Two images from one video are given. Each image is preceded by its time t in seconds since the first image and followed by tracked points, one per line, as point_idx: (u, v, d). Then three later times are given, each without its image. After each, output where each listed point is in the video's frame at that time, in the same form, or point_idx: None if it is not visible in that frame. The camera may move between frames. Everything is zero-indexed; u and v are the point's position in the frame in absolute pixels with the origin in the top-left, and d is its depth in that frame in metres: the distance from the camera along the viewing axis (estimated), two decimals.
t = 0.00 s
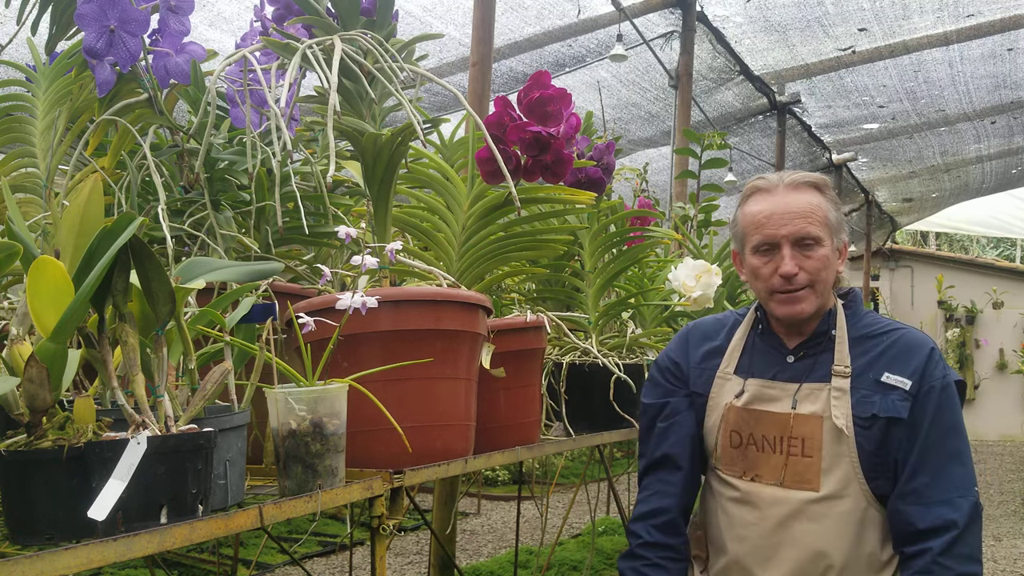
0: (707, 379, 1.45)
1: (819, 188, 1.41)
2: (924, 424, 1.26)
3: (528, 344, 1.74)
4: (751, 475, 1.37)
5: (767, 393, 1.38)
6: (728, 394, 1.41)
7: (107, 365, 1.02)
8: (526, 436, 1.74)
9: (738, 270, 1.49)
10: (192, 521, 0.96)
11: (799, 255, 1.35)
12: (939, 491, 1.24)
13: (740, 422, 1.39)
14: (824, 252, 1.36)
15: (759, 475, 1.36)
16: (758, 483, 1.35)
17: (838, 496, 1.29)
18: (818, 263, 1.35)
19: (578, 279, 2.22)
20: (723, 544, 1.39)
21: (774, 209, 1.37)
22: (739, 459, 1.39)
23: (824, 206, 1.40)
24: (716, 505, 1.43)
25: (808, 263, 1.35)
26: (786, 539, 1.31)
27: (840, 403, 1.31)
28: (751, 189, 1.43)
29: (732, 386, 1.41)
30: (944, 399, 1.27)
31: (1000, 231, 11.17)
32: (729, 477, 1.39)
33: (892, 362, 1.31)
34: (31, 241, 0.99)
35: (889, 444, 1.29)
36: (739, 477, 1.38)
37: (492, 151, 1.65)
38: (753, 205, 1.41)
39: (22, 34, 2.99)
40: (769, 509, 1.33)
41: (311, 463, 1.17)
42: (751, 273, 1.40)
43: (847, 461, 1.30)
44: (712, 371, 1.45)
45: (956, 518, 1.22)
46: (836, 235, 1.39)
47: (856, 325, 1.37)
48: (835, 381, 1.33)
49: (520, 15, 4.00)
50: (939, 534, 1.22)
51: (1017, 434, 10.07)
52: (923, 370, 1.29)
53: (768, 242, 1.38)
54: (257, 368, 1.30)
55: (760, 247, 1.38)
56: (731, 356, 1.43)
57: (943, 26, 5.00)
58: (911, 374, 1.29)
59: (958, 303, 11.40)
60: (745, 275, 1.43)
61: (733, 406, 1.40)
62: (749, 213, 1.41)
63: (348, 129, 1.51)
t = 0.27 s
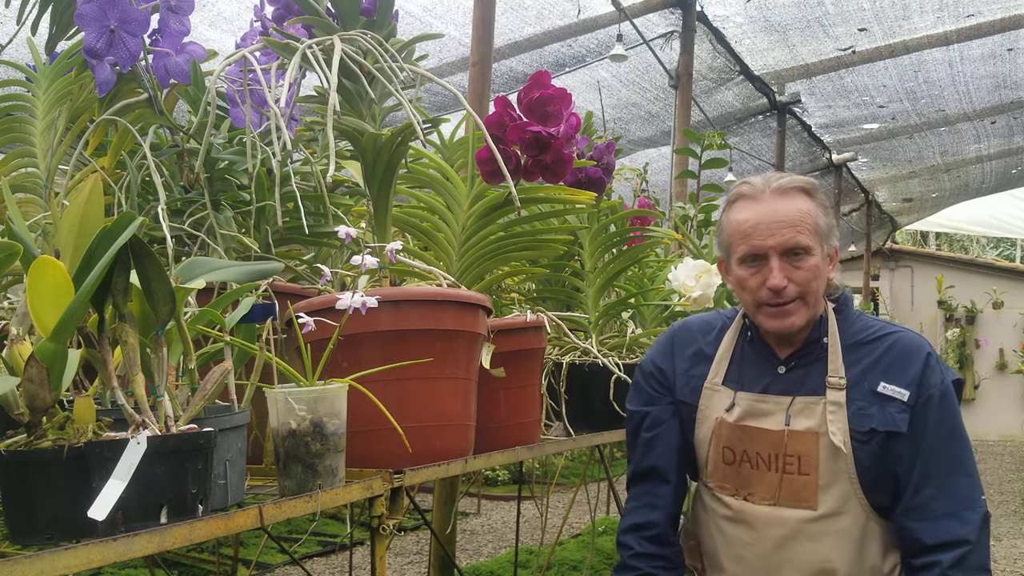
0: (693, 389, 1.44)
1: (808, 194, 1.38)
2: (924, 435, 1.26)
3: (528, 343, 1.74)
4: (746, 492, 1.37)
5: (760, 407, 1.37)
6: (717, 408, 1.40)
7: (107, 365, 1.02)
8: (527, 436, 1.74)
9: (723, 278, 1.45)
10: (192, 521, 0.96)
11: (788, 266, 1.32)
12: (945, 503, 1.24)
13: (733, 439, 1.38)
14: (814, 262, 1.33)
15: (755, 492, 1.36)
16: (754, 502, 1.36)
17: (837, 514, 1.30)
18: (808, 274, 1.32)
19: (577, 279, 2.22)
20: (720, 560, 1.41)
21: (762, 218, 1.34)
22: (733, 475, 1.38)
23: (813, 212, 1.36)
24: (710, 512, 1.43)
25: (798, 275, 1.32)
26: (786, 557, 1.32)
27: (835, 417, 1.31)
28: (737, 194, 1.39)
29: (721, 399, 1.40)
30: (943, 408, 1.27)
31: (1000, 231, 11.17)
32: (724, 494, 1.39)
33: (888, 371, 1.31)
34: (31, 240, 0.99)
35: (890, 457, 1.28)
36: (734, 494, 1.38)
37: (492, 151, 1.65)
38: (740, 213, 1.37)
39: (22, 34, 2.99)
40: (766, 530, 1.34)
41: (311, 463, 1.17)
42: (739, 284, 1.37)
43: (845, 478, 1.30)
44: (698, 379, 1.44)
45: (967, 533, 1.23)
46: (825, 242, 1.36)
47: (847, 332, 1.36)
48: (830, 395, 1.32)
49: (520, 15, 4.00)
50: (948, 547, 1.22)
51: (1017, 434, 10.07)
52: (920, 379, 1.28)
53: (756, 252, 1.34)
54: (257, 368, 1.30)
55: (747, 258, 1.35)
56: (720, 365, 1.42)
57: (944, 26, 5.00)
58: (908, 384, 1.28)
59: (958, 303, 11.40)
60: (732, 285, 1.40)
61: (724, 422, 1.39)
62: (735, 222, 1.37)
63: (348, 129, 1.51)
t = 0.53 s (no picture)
0: (687, 401, 1.43)
1: (802, 205, 1.35)
2: (928, 447, 1.26)
3: (528, 343, 1.74)
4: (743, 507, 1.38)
5: (756, 422, 1.37)
6: (713, 422, 1.40)
7: (107, 365, 1.02)
8: (527, 436, 1.74)
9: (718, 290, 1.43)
10: (192, 521, 0.96)
11: (785, 281, 1.30)
12: (952, 517, 1.24)
13: (728, 454, 1.38)
14: (811, 277, 1.31)
15: (752, 508, 1.37)
16: (752, 518, 1.36)
17: (838, 530, 1.31)
18: (804, 289, 1.30)
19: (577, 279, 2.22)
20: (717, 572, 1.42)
21: (756, 233, 1.31)
22: (730, 490, 1.38)
23: (809, 225, 1.34)
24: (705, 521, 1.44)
25: (795, 290, 1.30)
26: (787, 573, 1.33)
27: (833, 431, 1.31)
28: (731, 206, 1.37)
29: (717, 413, 1.40)
30: (945, 417, 1.27)
31: (1000, 231, 11.17)
32: (721, 508, 1.39)
33: (886, 382, 1.30)
34: (31, 241, 0.99)
35: (891, 471, 1.29)
36: (730, 509, 1.39)
37: (492, 151, 1.65)
38: (734, 226, 1.35)
39: (22, 34, 2.99)
40: (766, 547, 1.34)
41: (311, 463, 1.17)
42: (733, 299, 1.35)
43: (845, 494, 1.30)
44: (691, 392, 1.44)
45: (977, 547, 1.22)
46: (822, 255, 1.34)
47: (844, 341, 1.36)
48: (827, 410, 1.32)
49: (520, 15, 4.00)
50: (957, 562, 1.22)
51: (1017, 434, 10.07)
52: (920, 389, 1.28)
53: (751, 267, 1.32)
54: (257, 368, 1.30)
55: (741, 273, 1.32)
56: (713, 378, 1.42)
57: (944, 26, 5.00)
58: (908, 396, 1.28)
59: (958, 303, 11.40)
60: (726, 299, 1.38)
61: (720, 437, 1.38)
62: (730, 235, 1.34)
63: (348, 129, 1.51)
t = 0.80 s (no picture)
0: (685, 409, 1.44)
1: (798, 212, 1.34)
2: (930, 456, 1.25)
3: (529, 343, 1.74)
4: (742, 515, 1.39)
5: (755, 431, 1.37)
6: (711, 430, 1.41)
7: (107, 365, 1.02)
8: (527, 436, 1.74)
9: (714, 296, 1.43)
10: (192, 521, 0.96)
11: (782, 291, 1.29)
12: (956, 526, 1.23)
13: (728, 463, 1.39)
14: (808, 286, 1.30)
15: (751, 517, 1.38)
16: (751, 526, 1.37)
17: (838, 539, 1.32)
18: (802, 299, 1.29)
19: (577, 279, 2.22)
20: None
21: (752, 243, 1.31)
22: (730, 499, 1.39)
23: (806, 234, 1.33)
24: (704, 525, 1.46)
25: (792, 300, 1.29)
26: None
27: (833, 441, 1.31)
28: (726, 216, 1.36)
29: (716, 422, 1.41)
30: (947, 424, 1.26)
31: (1000, 231, 11.16)
32: (720, 516, 1.41)
33: (886, 391, 1.30)
34: (31, 241, 0.99)
35: (892, 480, 1.28)
36: (729, 518, 1.40)
37: (492, 151, 1.65)
38: (729, 236, 1.34)
39: (22, 34, 2.99)
40: (766, 556, 1.36)
41: (311, 463, 1.17)
42: (730, 310, 1.34)
43: (845, 503, 1.31)
44: (688, 399, 1.44)
45: (983, 556, 1.22)
46: (819, 263, 1.33)
47: (844, 349, 1.35)
48: (827, 420, 1.32)
49: (520, 15, 4.00)
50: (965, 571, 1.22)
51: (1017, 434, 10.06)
52: (921, 397, 1.28)
53: (748, 277, 1.31)
54: (257, 368, 1.30)
55: (738, 283, 1.32)
56: (711, 386, 1.43)
57: (944, 26, 5.00)
58: (908, 405, 1.27)
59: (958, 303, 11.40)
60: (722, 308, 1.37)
61: (720, 446, 1.39)
62: (727, 244, 1.33)
63: (348, 129, 1.51)
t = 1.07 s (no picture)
0: (684, 410, 1.44)
1: (797, 212, 1.34)
2: (930, 457, 1.26)
3: (528, 343, 1.74)
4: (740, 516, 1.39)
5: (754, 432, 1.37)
6: (710, 432, 1.41)
7: (107, 365, 1.02)
8: (526, 436, 1.74)
9: (711, 296, 1.43)
10: (192, 521, 0.96)
11: (779, 293, 1.29)
12: (957, 528, 1.23)
13: (726, 465, 1.38)
14: (806, 287, 1.30)
15: (750, 518, 1.38)
16: (750, 528, 1.37)
17: (837, 540, 1.32)
18: (799, 300, 1.29)
19: (578, 279, 2.22)
20: None
21: (751, 244, 1.30)
22: (728, 502, 1.39)
23: (802, 235, 1.32)
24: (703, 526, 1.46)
25: (789, 302, 1.29)
26: None
27: (832, 443, 1.30)
28: (724, 216, 1.35)
29: (715, 423, 1.41)
30: (947, 425, 1.27)
31: (1000, 230, 11.17)
32: (719, 518, 1.41)
33: (886, 392, 1.30)
34: (31, 241, 0.99)
35: (892, 482, 1.28)
36: (728, 519, 1.40)
37: (492, 151, 1.65)
38: (728, 236, 1.33)
39: (22, 34, 2.99)
40: (765, 557, 1.36)
41: (311, 463, 1.17)
42: (728, 310, 1.34)
43: (844, 505, 1.31)
44: (688, 400, 1.44)
45: (985, 557, 1.22)
46: (816, 264, 1.33)
47: (844, 350, 1.35)
48: (827, 421, 1.31)
49: (520, 15, 4.00)
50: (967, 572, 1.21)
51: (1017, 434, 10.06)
52: (921, 397, 1.28)
53: (745, 279, 1.31)
54: (257, 368, 1.30)
55: (736, 286, 1.31)
56: (711, 388, 1.42)
57: (944, 26, 5.00)
58: (908, 406, 1.28)
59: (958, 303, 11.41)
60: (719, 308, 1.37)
61: (719, 447, 1.39)
62: (725, 246, 1.33)
63: (348, 129, 1.51)
